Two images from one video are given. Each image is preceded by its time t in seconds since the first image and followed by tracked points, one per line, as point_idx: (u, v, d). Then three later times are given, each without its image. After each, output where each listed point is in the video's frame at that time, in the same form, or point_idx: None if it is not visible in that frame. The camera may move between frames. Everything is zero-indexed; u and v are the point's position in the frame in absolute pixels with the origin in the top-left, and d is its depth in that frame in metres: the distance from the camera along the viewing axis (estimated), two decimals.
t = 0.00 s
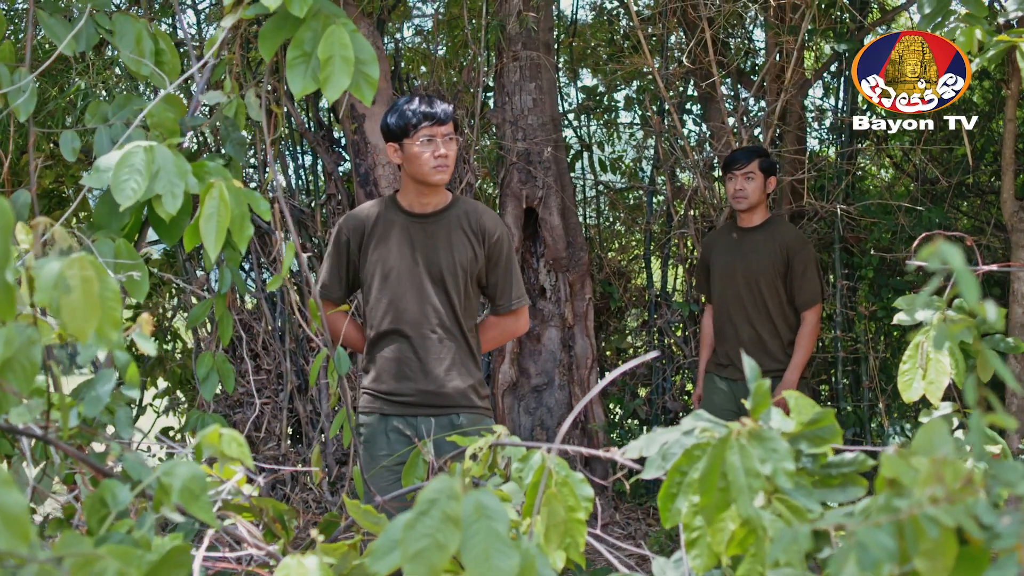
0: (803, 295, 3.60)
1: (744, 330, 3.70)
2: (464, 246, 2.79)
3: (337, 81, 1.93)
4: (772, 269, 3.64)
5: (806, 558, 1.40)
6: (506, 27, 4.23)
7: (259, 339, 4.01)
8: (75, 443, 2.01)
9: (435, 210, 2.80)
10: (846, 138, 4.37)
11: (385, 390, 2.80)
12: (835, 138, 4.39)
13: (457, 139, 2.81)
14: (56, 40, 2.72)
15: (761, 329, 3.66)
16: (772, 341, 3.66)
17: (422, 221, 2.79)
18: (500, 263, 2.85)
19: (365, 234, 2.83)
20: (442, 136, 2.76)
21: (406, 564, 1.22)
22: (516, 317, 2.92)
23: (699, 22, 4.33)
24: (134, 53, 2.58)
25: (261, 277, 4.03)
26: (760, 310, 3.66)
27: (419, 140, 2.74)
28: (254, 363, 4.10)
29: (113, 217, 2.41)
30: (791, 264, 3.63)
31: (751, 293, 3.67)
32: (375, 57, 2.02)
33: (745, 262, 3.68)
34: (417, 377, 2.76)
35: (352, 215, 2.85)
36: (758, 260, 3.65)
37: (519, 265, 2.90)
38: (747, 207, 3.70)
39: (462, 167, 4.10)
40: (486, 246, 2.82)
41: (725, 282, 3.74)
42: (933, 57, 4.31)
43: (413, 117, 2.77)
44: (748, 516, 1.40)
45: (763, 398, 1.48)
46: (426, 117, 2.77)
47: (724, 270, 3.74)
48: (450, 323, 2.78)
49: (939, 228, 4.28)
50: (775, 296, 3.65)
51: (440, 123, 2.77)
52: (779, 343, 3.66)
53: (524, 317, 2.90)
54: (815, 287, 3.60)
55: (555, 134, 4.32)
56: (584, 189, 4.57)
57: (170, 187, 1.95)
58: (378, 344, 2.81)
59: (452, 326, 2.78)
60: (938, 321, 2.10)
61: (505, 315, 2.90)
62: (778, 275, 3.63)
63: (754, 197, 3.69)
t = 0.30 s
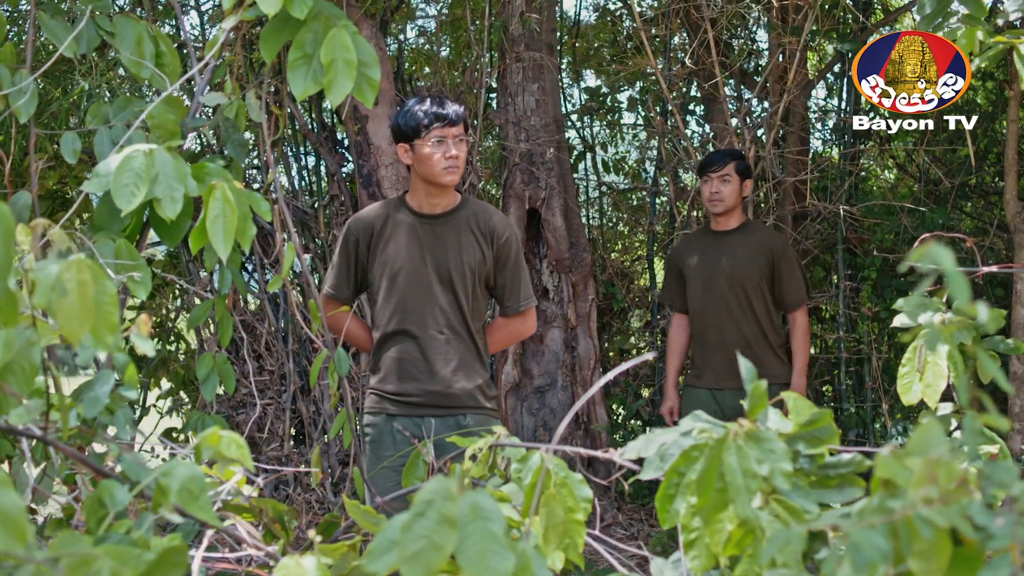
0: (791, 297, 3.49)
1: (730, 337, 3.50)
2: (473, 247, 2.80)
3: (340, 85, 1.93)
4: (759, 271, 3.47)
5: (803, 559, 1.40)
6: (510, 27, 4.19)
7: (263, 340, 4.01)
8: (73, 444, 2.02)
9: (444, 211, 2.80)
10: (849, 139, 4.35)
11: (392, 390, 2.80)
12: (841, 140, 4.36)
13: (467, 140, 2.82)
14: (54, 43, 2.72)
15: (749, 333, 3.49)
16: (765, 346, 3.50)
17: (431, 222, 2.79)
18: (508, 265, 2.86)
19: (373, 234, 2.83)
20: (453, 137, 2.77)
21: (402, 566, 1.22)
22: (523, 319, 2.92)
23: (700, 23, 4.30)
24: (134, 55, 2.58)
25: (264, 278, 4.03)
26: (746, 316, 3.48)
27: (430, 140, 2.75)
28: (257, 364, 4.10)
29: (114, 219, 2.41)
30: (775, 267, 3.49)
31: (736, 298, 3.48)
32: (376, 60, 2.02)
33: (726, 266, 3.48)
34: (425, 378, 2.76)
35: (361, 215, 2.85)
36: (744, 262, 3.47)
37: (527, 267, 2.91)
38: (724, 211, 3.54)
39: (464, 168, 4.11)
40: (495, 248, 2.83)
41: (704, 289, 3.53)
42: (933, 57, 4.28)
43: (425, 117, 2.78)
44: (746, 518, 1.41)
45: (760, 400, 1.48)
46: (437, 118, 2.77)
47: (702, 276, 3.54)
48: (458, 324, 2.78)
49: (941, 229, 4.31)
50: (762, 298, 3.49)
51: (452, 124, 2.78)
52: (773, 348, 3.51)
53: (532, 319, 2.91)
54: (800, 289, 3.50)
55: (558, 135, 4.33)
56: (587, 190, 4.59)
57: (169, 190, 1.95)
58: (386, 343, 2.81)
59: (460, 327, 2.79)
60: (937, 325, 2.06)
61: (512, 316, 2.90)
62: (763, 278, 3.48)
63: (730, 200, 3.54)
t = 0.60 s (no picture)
0: (769, 294, 3.49)
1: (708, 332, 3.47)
2: (478, 248, 2.80)
3: (334, 86, 1.93)
4: (740, 266, 3.45)
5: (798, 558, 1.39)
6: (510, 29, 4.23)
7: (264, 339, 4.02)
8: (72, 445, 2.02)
9: (449, 211, 2.81)
10: (849, 139, 4.35)
11: (396, 390, 2.80)
12: (842, 141, 4.36)
13: (472, 141, 2.82)
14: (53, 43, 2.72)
15: (730, 330, 3.47)
16: (742, 342, 3.48)
17: (436, 222, 2.79)
18: (513, 266, 2.86)
19: (378, 234, 2.83)
20: (458, 137, 2.77)
21: (398, 566, 1.22)
22: (527, 320, 2.92)
23: (701, 24, 4.30)
24: (133, 56, 2.58)
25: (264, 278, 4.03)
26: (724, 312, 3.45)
27: (435, 140, 2.75)
28: (258, 364, 4.10)
29: (113, 220, 2.41)
30: (756, 261, 3.48)
31: (717, 294, 3.45)
32: (372, 61, 2.02)
33: (705, 261, 3.46)
34: (429, 378, 2.76)
35: (366, 215, 2.85)
36: (726, 258, 3.45)
37: (532, 268, 2.91)
38: (702, 207, 3.52)
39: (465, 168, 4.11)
40: (500, 248, 2.83)
41: (684, 285, 3.49)
42: (933, 57, 4.22)
43: (431, 117, 2.78)
44: (741, 518, 1.41)
45: (755, 400, 1.48)
46: (442, 118, 2.77)
47: (682, 271, 3.50)
48: (463, 325, 2.78)
49: (942, 229, 4.31)
50: (743, 295, 3.47)
51: (457, 124, 2.78)
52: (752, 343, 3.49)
53: (536, 320, 2.91)
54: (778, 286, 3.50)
55: (558, 135, 4.33)
56: (587, 190, 4.60)
57: (164, 191, 1.95)
58: (391, 343, 2.81)
59: (465, 328, 2.79)
60: (937, 325, 2.05)
61: (517, 317, 2.90)
62: (744, 273, 3.46)
63: (709, 196, 3.52)
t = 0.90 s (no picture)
0: (765, 302, 3.47)
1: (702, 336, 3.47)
2: (482, 248, 2.80)
3: (332, 88, 1.93)
4: (736, 270, 3.45)
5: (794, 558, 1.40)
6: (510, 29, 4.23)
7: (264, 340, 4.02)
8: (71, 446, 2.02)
9: (453, 212, 2.81)
10: (849, 139, 4.35)
11: (399, 391, 2.79)
12: (841, 142, 4.37)
13: (476, 141, 2.82)
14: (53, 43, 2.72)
15: (721, 335, 3.46)
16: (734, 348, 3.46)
17: (441, 222, 2.80)
18: (517, 267, 2.86)
19: (382, 233, 2.83)
20: (461, 138, 2.77)
21: (395, 566, 1.22)
22: (531, 321, 2.93)
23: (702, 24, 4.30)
24: (132, 57, 2.58)
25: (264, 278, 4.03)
26: (718, 317, 3.45)
27: (438, 141, 2.75)
28: (258, 364, 4.10)
29: (112, 220, 2.41)
30: (753, 267, 3.47)
31: (710, 297, 3.45)
32: (371, 62, 2.02)
33: (703, 262, 3.46)
34: (432, 379, 2.76)
35: (371, 215, 2.85)
36: (723, 260, 3.45)
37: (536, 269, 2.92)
38: (700, 209, 3.51)
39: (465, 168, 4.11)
40: (504, 249, 2.83)
41: (678, 286, 3.49)
42: (933, 57, 4.20)
43: (435, 117, 2.79)
44: (737, 519, 1.40)
45: (752, 401, 1.47)
46: (446, 118, 2.77)
47: (678, 272, 3.51)
48: (467, 325, 2.78)
49: (942, 229, 4.32)
50: (735, 301, 3.46)
51: (460, 125, 2.77)
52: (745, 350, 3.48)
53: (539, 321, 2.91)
54: (775, 295, 3.48)
55: (558, 136, 4.33)
56: (588, 191, 4.61)
57: (163, 191, 1.95)
58: (395, 343, 2.81)
59: (469, 328, 2.78)
60: (935, 324, 2.05)
61: (520, 318, 2.91)
62: (739, 279, 3.46)
63: (707, 198, 3.51)
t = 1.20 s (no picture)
0: (768, 304, 3.44)
1: (702, 337, 3.46)
2: (485, 249, 2.81)
3: (332, 89, 1.93)
4: (735, 271, 3.44)
5: (788, 558, 1.40)
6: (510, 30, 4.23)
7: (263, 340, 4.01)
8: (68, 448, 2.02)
9: (456, 212, 2.82)
10: (848, 139, 4.35)
11: (400, 391, 2.79)
12: (840, 143, 4.37)
13: (476, 142, 2.82)
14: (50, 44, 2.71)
15: (720, 337, 3.44)
16: (734, 350, 3.46)
17: (444, 223, 2.80)
18: (519, 268, 2.86)
19: (385, 234, 2.83)
20: (460, 139, 2.77)
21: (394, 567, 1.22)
22: (533, 322, 2.93)
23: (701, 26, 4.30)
24: (131, 58, 2.58)
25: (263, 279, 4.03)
26: (718, 320, 3.44)
27: (437, 142, 2.76)
28: (258, 365, 4.10)
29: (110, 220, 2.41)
30: (756, 266, 3.45)
31: (710, 301, 3.45)
32: (370, 63, 2.02)
33: (704, 264, 3.46)
34: (434, 379, 2.76)
35: (374, 215, 2.85)
36: (723, 260, 3.45)
37: (538, 270, 2.92)
38: (707, 205, 3.53)
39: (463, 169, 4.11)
40: (506, 250, 2.84)
41: (679, 288, 3.50)
42: (933, 57, 4.22)
43: (434, 118, 2.79)
44: (733, 521, 1.41)
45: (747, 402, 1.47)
46: (445, 118, 2.78)
47: (679, 273, 3.51)
48: (469, 326, 2.78)
49: (941, 230, 4.31)
50: (735, 301, 3.45)
51: (459, 126, 2.78)
52: (745, 353, 3.47)
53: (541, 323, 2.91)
54: (779, 297, 3.45)
55: (558, 137, 4.33)
56: (587, 191, 4.61)
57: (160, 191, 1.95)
58: (397, 343, 2.81)
59: (471, 329, 2.78)
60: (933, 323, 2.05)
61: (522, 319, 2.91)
62: (739, 280, 3.45)
63: (713, 194, 3.53)
